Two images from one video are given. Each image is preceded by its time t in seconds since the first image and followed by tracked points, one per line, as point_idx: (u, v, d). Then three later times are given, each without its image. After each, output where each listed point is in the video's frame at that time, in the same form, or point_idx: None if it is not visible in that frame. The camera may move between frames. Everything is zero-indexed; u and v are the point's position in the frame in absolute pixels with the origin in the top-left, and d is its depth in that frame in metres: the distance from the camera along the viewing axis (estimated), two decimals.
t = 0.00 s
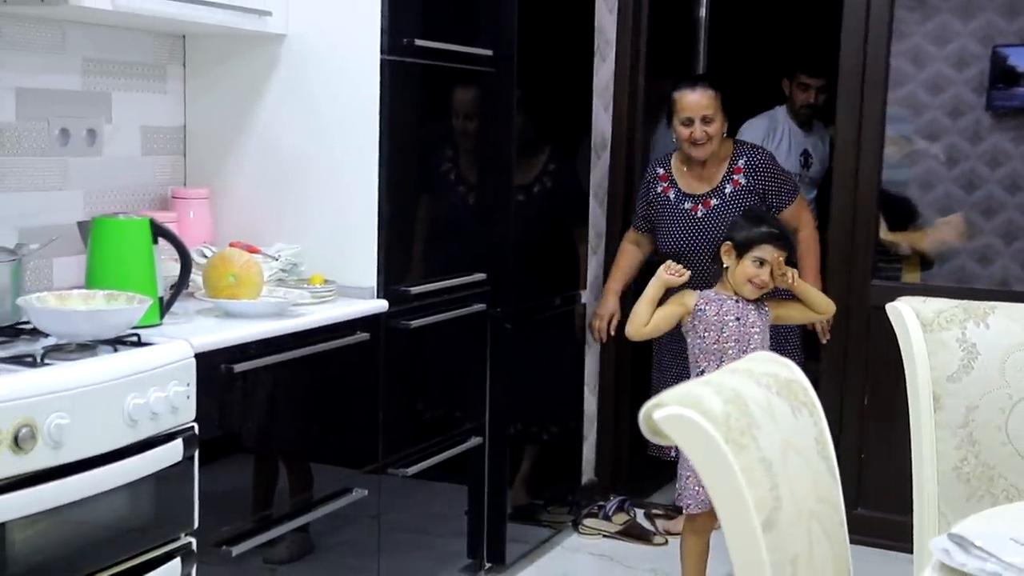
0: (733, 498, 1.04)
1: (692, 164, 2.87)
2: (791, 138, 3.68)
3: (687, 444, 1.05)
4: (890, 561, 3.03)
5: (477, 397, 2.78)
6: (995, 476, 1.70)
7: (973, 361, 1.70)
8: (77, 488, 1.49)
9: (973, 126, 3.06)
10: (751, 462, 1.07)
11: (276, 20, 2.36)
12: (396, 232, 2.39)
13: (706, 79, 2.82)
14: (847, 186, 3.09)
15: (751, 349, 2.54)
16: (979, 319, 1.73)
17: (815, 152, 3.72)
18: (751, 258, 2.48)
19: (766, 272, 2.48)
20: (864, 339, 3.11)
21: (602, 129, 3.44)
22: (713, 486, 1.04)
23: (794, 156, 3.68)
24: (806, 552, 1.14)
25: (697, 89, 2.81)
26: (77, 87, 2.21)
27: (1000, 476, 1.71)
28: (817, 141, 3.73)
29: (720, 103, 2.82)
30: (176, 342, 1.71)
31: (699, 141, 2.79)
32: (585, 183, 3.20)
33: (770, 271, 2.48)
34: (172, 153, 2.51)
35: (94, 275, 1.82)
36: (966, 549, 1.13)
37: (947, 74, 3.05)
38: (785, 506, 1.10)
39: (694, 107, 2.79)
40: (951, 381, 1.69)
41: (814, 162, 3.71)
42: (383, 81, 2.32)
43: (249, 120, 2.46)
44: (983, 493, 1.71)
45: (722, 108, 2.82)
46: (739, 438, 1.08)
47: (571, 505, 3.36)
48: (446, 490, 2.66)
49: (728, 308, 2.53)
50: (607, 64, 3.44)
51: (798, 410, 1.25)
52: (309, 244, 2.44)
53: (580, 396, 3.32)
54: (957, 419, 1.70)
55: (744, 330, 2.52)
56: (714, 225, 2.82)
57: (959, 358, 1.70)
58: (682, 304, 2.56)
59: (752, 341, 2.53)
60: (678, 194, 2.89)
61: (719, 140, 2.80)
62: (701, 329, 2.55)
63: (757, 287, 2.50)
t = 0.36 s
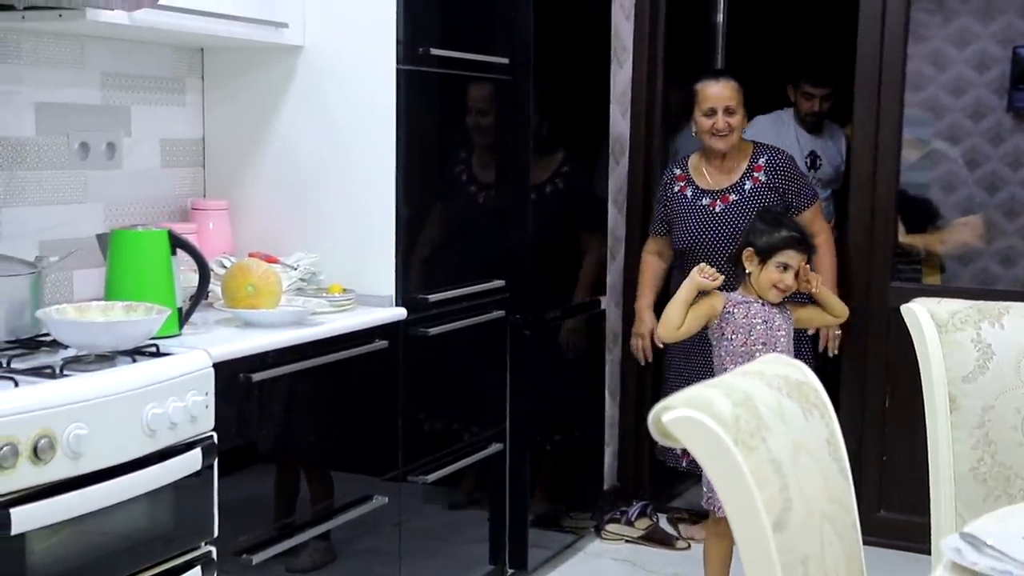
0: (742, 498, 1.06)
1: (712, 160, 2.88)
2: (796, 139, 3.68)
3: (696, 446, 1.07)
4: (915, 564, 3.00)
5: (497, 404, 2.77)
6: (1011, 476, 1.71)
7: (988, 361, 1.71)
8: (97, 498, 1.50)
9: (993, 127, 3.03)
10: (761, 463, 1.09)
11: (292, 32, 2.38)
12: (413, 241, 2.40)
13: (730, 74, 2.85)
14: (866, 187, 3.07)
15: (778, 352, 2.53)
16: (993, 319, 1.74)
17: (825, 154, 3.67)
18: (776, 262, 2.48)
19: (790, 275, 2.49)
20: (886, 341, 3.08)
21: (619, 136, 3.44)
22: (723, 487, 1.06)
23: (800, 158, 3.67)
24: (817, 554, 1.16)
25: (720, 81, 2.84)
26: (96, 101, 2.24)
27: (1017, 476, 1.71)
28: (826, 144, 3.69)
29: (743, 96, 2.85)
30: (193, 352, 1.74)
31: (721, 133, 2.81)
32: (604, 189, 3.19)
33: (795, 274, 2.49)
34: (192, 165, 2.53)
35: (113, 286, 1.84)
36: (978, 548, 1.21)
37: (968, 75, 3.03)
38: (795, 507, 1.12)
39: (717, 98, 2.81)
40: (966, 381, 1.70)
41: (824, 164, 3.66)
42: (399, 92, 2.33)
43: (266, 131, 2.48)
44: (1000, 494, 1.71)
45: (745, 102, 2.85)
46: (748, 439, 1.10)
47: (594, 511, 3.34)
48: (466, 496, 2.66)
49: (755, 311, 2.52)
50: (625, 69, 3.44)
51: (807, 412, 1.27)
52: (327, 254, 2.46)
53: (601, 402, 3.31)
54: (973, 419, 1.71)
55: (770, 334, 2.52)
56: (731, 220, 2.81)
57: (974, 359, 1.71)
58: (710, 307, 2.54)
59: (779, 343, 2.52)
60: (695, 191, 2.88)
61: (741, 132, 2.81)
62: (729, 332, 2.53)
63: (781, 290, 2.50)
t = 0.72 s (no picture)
0: (731, 501, 1.07)
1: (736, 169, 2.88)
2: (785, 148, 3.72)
3: (685, 448, 1.08)
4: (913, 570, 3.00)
5: (496, 410, 2.77)
6: (1004, 480, 1.72)
7: (981, 366, 1.71)
8: (93, 502, 1.51)
9: (991, 134, 3.05)
10: (750, 465, 1.10)
11: (291, 38, 2.39)
12: (411, 247, 2.41)
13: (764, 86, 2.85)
14: (864, 193, 3.06)
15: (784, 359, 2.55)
16: (987, 325, 1.74)
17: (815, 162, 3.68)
18: (781, 270, 2.50)
19: (793, 283, 2.52)
20: (884, 346, 3.09)
21: (619, 142, 3.44)
22: (713, 488, 1.07)
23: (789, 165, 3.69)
24: (806, 556, 1.16)
25: (755, 92, 2.83)
26: (95, 107, 2.25)
27: (1010, 479, 1.72)
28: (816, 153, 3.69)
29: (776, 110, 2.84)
30: (190, 357, 1.75)
31: (750, 145, 2.80)
32: (603, 195, 3.19)
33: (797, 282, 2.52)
34: (191, 171, 2.54)
35: (111, 292, 1.84)
36: (966, 549, 1.24)
37: (968, 83, 3.05)
38: (785, 509, 1.13)
39: (751, 109, 2.80)
40: (959, 386, 1.70)
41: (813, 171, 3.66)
42: (398, 98, 2.34)
43: (265, 138, 2.49)
44: (992, 498, 1.72)
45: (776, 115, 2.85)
46: (738, 442, 1.11)
47: (592, 516, 3.32)
48: (464, 501, 2.66)
49: (762, 317, 2.53)
50: (624, 76, 3.45)
51: (798, 414, 1.28)
52: (325, 260, 2.46)
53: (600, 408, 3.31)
54: (966, 423, 1.71)
55: (778, 341, 2.53)
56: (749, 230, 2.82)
57: (968, 363, 1.71)
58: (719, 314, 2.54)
59: (786, 349, 2.53)
60: (714, 195, 2.88)
61: (770, 146, 2.82)
62: (738, 338, 2.54)
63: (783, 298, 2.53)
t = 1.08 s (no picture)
0: (682, 500, 1.08)
1: (729, 175, 2.81)
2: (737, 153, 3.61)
3: (637, 448, 1.10)
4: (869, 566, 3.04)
5: (457, 414, 2.77)
6: (954, 477, 1.74)
7: (931, 364, 1.75)
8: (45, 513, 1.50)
9: (945, 136, 3.09)
10: (700, 465, 1.11)
11: (245, 43, 2.38)
12: (369, 252, 2.41)
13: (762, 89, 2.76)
14: (818, 196, 3.10)
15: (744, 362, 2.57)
16: (936, 323, 1.79)
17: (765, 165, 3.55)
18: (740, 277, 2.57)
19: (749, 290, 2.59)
20: (840, 346, 3.13)
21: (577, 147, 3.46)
22: (664, 488, 1.08)
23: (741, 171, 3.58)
24: (757, 555, 1.18)
25: (758, 96, 2.74)
26: (46, 113, 2.22)
27: (959, 476, 1.74)
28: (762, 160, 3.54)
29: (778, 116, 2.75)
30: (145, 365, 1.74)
31: (746, 152, 2.73)
32: (561, 199, 3.20)
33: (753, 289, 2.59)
34: (144, 177, 2.51)
35: (62, 300, 1.82)
36: (912, 546, 1.27)
37: (923, 86, 3.09)
38: (736, 508, 1.15)
39: (752, 116, 2.71)
40: (910, 384, 1.74)
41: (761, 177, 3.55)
42: (354, 103, 2.33)
43: (221, 143, 2.48)
44: (943, 494, 1.75)
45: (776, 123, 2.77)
46: (689, 442, 1.13)
47: (553, 519, 3.33)
48: (426, 506, 2.66)
49: (719, 321, 2.57)
50: (582, 81, 3.47)
51: (749, 414, 1.30)
52: (282, 265, 2.45)
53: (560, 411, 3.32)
54: (917, 421, 1.75)
55: (737, 343, 2.56)
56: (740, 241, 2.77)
57: (918, 362, 1.75)
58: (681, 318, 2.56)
59: (745, 351, 2.56)
60: (705, 200, 2.82)
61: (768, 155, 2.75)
62: (698, 342, 2.56)
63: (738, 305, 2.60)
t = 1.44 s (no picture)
0: (641, 498, 1.10)
1: (714, 179, 2.74)
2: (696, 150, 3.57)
3: (595, 447, 1.11)
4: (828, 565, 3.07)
5: (420, 416, 2.77)
6: (911, 476, 1.78)
7: (889, 364, 1.79)
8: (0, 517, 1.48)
9: (903, 140, 3.11)
10: (659, 463, 1.13)
11: (204, 44, 2.36)
12: (331, 254, 2.40)
13: (751, 93, 2.69)
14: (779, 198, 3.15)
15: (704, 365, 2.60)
16: (893, 324, 1.83)
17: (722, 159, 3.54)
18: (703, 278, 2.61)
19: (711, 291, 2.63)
20: (801, 347, 3.17)
21: (540, 149, 3.46)
22: (622, 486, 1.10)
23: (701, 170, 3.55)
24: (715, 553, 1.19)
25: (749, 105, 2.67)
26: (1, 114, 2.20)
27: (916, 475, 1.78)
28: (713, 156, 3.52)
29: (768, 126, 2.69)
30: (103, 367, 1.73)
31: (734, 162, 2.66)
32: (524, 200, 3.21)
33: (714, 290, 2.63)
34: (103, 178, 2.50)
35: (19, 302, 1.81)
36: (869, 543, 1.30)
37: (882, 90, 3.11)
38: (693, 505, 1.16)
39: (743, 125, 2.65)
40: (867, 384, 1.77)
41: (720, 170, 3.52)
42: (315, 104, 2.33)
43: (183, 143, 2.46)
44: (900, 493, 1.78)
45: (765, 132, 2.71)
46: (647, 441, 1.14)
47: (516, 521, 3.33)
48: (390, 508, 2.65)
49: (681, 322, 2.60)
50: (544, 83, 3.48)
51: (706, 413, 1.32)
52: (243, 267, 2.45)
53: (523, 412, 3.32)
54: (875, 420, 1.77)
55: (698, 345, 2.58)
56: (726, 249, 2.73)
57: (876, 362, 1.79)
58: (644, 314, 2.58)
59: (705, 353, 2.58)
60: (688, 204, 2.75)
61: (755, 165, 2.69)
62: (660, 342, 2.58)
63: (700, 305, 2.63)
